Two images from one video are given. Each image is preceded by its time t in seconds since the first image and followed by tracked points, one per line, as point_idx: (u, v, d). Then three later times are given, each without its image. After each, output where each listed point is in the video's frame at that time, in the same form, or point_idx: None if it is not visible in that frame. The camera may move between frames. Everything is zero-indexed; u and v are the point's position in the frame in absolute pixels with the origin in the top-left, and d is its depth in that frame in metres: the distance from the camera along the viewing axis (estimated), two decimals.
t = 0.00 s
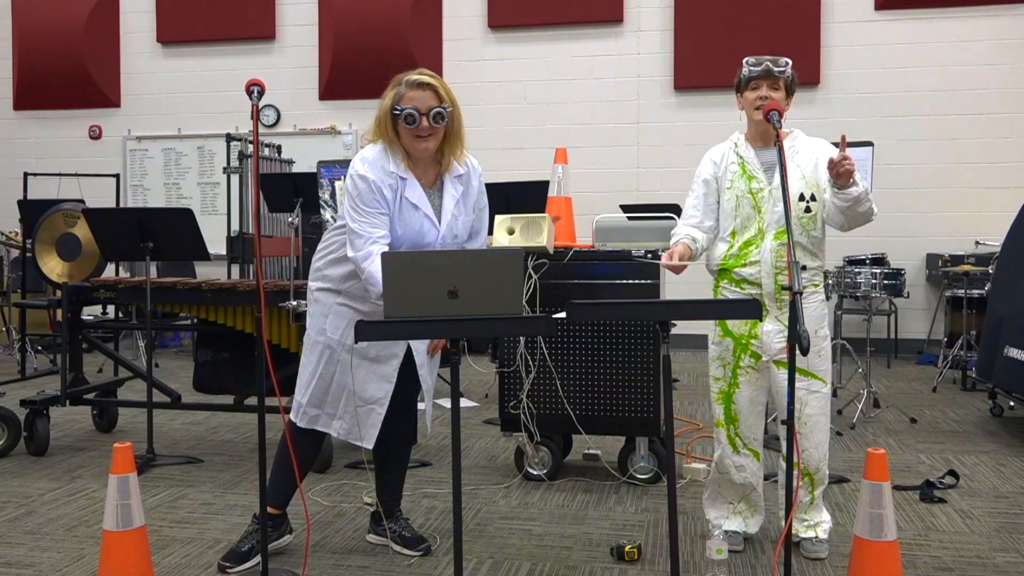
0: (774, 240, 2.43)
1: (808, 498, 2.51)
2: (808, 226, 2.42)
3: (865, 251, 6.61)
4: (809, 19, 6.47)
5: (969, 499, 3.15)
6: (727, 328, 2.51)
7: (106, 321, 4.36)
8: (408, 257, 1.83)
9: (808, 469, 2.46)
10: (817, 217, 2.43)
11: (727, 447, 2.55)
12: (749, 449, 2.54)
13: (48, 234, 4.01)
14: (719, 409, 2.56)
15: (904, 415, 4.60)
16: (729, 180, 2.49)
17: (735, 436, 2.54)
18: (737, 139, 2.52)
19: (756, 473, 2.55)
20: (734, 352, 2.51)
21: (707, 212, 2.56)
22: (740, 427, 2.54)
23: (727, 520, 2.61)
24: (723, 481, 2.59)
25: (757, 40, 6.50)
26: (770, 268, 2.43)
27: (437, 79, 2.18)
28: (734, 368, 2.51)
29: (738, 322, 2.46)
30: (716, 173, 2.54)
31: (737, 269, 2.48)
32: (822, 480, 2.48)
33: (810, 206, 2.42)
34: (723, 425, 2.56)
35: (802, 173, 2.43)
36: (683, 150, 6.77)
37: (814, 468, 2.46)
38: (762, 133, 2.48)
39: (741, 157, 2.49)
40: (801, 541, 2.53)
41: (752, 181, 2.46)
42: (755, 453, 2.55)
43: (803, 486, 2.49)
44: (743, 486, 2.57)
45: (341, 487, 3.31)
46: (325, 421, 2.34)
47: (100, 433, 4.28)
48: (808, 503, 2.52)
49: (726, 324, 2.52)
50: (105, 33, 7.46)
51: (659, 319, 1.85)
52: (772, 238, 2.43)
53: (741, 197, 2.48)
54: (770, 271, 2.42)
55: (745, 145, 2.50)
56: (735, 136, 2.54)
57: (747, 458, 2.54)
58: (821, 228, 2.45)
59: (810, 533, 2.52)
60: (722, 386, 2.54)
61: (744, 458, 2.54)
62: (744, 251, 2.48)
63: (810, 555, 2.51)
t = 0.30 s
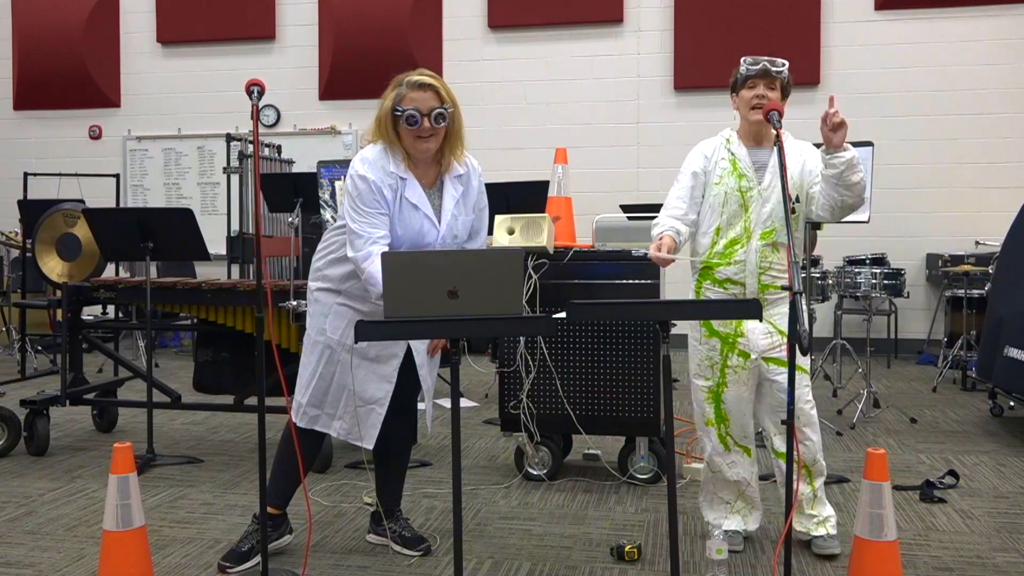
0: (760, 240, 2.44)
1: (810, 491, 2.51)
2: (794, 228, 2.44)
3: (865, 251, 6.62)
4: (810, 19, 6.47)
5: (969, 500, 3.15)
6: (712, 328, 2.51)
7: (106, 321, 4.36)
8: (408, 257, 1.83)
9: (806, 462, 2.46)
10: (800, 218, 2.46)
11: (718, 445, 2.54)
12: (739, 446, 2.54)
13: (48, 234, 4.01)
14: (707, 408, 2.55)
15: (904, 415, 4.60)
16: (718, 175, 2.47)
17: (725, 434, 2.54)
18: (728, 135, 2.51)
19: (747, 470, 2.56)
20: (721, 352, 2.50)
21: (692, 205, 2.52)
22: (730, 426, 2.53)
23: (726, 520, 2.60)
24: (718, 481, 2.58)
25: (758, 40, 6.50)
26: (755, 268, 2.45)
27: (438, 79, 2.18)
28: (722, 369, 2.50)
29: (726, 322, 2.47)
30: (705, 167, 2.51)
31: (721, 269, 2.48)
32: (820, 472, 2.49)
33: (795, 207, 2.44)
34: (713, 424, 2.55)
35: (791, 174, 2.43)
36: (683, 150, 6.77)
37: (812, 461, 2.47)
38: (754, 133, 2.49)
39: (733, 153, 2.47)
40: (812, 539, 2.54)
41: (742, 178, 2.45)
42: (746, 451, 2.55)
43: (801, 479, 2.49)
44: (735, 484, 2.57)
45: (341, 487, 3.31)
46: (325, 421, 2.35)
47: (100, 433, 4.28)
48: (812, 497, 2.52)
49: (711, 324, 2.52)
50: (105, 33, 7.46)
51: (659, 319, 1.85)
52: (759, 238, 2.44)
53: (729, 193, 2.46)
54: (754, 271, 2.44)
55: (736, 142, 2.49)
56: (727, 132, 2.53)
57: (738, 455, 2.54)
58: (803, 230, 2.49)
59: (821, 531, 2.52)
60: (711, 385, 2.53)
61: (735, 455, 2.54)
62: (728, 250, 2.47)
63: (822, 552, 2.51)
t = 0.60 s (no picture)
0: (763, 240, 2.44)
1: (813, 491, 2.50)
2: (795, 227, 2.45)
3: (865, 251, 6.62)
4: (810, 19, 6.47)
5: (969, 500, 3.15)
6: (713, 329, 2.51)
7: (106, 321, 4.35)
8: (408, 257, 1.83)
9: (808, 459, 2.47)
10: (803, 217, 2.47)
11: (714, 447, 2.54)
12: (735, 448, 2.54)
13: (48, 234, 4.01)
14: (706, 409, 2.55)
15: (904, 415, 4.60)
16: (719, 177, 2.47)
17: (722, 436, 2.53)
18: (728, 137, 2.51)
19: (743, 471, 2.55)
20: (722, 353, 2.51)
21: (694, 208, 2.53)
22: (727, 427, 2.53)
23: (725, 520, 2.60)
24: (716, 481, 2.58)
25: (758, 40, 6.50)
26: (757, 268, 2.45)
27: (438, 81, 2.17)
28: (722, 369, 2.51)
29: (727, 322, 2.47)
30: (706, 170, 2.51)
31: (723, 269, 2.48)
32: (822, 471, 2.49)
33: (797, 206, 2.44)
34: (710, 426, 2.55)
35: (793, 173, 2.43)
36: (684, 150, 6.77)
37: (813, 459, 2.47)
38: (755, 132, 2.49)
39: (732, 155, 2.47)
40: (819, 542, 2.52)
41: (743, 179, 2.45)
42: (741, 452, 2.54)
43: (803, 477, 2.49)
44: (734, 485, 2.57)
45: (341, 487, 3.31)
46: (325, 422, 2.34)
47: (100, 433, 4.28)
48: (814, 496, 2.51)
49: (711, 324, 2.52)
50: (105, 33, 7.46)
51: (659, 319, 1.85)
52: (761, 238, 2.44)
53: (730, 194, 2.46)
54: (757, 271, 2.44)
55: (736, 143, 2.49)
56: (727, 133, 2.53)
57: (733, 458, 2.53)
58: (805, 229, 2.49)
59: (828, 532, 2.51)
60: (709, 386, 2.53)
61: (731, 457, 2.53)
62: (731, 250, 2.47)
63: (831, 557, 2.49)
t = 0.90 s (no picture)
0: (764, 240, 2.44)
1: (813, 493, 2.50)
2: (797, 227, 2.44)
3: (865, 251, 6.62)
4: (810, 19, 6.47)
5: (969, 499, 3.15)
6: (715, 329, 2.51)
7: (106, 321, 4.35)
8: (407, 257, 1.83)
9: (808, 461, 2.46)
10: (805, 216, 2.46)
11: (716, 447, 2.53)
12: (737, 448, 2.53)
13: (48, 234, 4.02)
14: (708, 409, 2.55)
15: (904, 415, 4.60)
16: (720, 177, 2.48)
17: (724, 436, 2.53)
18: (730, 137, 2.51)
19: (744, 471, 2.55)
20: (724, 352, 2.51)
21: (697, 209, 2.53)
22: (729, 427, 2.52)
23: (725, 520, 2.60)
24: (716, 480, 2.58)
25: (758, 40, 6.50)
26: (758, 268, 2.45)
27: (438, 81, 2.17)
28: (724, 368, 2.51)
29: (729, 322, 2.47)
30: (708, 170, 2.52)
31: (725, 268, 2.48)
32: (824, 472, 2.48)
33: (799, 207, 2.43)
34: (712, 426, 2.54)
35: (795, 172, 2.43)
36: (684, 150, 6.77)
37: (814, 462, 2.46)
38: (755, 133, 2.49)
39: (734, 155, 2.48)
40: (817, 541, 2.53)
41: (744, 179, 2.45)
42: (742, 453, 2.54)
43: (805, 479, 2.49)
44: (735, 485, 2.57)
45: (341, 487, 3.31)
46: (325, 422, 2.34)
47: (100, 433, 4.28)
48: (815, 498, 2.51)
49: (714, 324, 2.52)
50: (105, 33, 7.46)
51: (659, 319, 1.85)
52: (762, 238, 2.45)
53: (732, 194, 2.46)
54: (758, 271, 2.44)
55: (737, 143, 2.49)
56: (728, 133, 2.53)
57: (735, 458, 2.53)
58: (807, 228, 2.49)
59: (826, 533, 2.51)
60: (712, 386, 2.54)
61: (733, 458, 2.53)
62: (732, 250, 2.47)
63: (826, 555, 2.50)
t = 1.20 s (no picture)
0: (771, 240, 2.42)
1: (810, 498, 2.51)
2: (804, 228, 2.42)
3: (865, 252, 6.62)
4: (810, 19, 6.47)
5: (969, 499, 3.15)
6: (723, 327, 2.52)
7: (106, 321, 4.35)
8: (407, 257, 1.83)
9: (807, 468, 2.46)
10: (815, 219, 2.42)
11: (719, 446, 2.54)
12: (740, 448, 2.53)
13: (48, 234, 4.02)
14: (713, 406, 2.55)
15: (905, 415, 4.60)
16: (732, 177, 2.51)
17: (727, 435, 2.53)
18: (745, 138, 2.53)
19: (746, 472, 2.55)
20: (729, 351, 2.51)
21: (713, 209, 2.58)
22: (732, 426, 2.52)
23: (725, 520, 2.60)
24: (716, 479, 2.59)
25: (758, 39, 6.50)
26: (765, 268, 2.43)
27: (437, 81, 2.17)
28: (729, 366, 2.51)
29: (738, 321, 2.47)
30: (721, 170, 2.57)
31: (734, 267, 2.48)
32: (823, 480, 2.47)
33: (808, 209, 2.41)
34: (716, 423, 2.55)
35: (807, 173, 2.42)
36: (684, 150, 6.77)
37: (813, 468, 2.46)
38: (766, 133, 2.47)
39: (746, 155, 2.50)
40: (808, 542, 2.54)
41: (753, 179, 2.46)
42: (745, 453, 2.53)
43: (802, 484, 2.50)
44: (735, 485, 2.57)
45: (340, 487, 3.31)
46: (325, 422, 2.34)
47: (100, 433, 4.28)
48: (810, 502, 2.52)
49: (722, 323, 2.53)
50: (105, 33, 7.46)
51: (659, 319, 1.85)
52: (769, 238, 2.42)
53: (741, 194, 2.48)
54: (764, 271, 2.43)
55: (751, 145, 2.51)
56: (745, 135, 2.55)
57: (738, 458, 2.53)
58: (819, 231, 2.43)
59: (818, 535, 2.52)
60: (717, 383, 2.54)
61: (735, 458, 2.53)
62: (741, 249, 2.48)
63: (815, 556, 2.50)
